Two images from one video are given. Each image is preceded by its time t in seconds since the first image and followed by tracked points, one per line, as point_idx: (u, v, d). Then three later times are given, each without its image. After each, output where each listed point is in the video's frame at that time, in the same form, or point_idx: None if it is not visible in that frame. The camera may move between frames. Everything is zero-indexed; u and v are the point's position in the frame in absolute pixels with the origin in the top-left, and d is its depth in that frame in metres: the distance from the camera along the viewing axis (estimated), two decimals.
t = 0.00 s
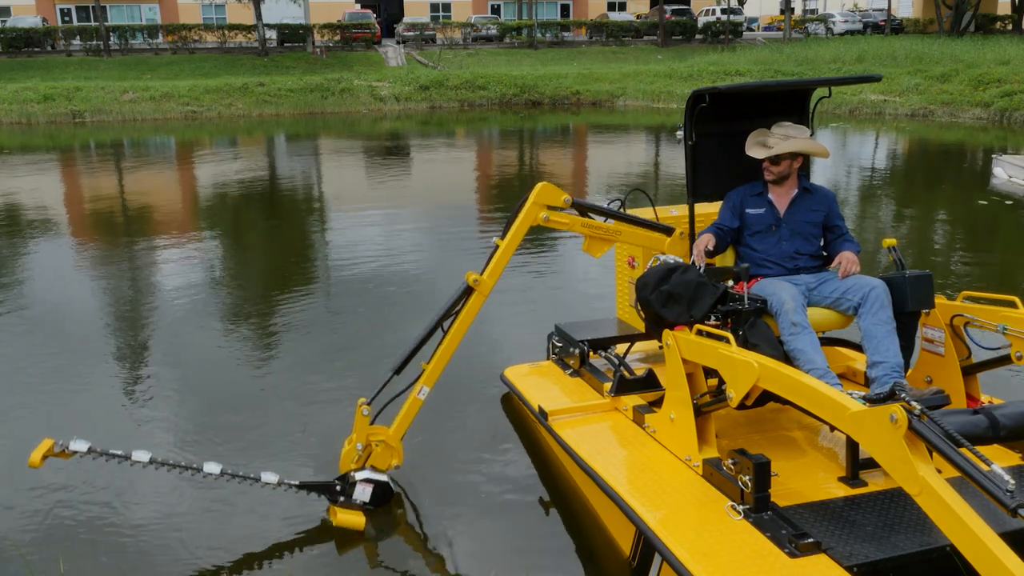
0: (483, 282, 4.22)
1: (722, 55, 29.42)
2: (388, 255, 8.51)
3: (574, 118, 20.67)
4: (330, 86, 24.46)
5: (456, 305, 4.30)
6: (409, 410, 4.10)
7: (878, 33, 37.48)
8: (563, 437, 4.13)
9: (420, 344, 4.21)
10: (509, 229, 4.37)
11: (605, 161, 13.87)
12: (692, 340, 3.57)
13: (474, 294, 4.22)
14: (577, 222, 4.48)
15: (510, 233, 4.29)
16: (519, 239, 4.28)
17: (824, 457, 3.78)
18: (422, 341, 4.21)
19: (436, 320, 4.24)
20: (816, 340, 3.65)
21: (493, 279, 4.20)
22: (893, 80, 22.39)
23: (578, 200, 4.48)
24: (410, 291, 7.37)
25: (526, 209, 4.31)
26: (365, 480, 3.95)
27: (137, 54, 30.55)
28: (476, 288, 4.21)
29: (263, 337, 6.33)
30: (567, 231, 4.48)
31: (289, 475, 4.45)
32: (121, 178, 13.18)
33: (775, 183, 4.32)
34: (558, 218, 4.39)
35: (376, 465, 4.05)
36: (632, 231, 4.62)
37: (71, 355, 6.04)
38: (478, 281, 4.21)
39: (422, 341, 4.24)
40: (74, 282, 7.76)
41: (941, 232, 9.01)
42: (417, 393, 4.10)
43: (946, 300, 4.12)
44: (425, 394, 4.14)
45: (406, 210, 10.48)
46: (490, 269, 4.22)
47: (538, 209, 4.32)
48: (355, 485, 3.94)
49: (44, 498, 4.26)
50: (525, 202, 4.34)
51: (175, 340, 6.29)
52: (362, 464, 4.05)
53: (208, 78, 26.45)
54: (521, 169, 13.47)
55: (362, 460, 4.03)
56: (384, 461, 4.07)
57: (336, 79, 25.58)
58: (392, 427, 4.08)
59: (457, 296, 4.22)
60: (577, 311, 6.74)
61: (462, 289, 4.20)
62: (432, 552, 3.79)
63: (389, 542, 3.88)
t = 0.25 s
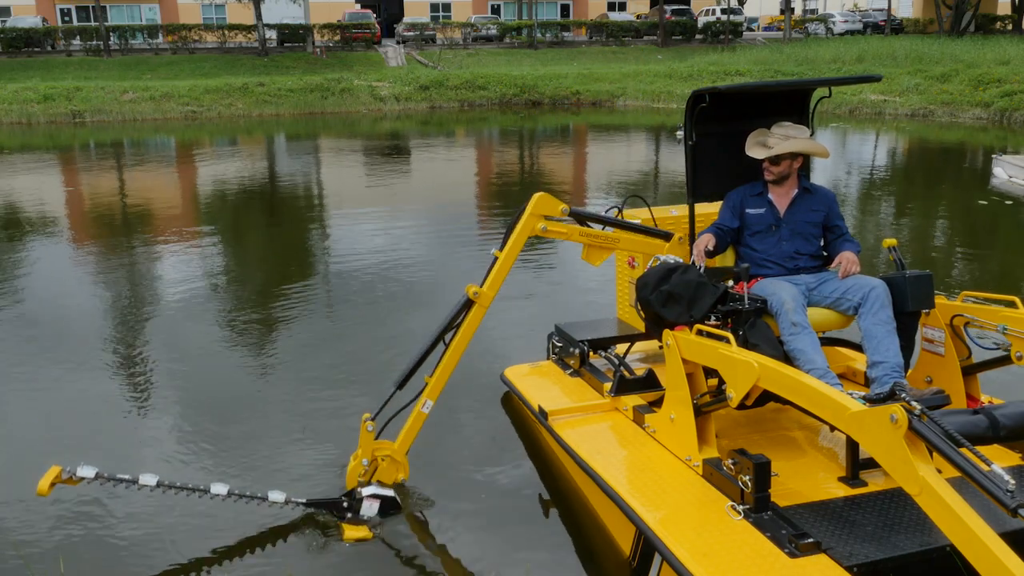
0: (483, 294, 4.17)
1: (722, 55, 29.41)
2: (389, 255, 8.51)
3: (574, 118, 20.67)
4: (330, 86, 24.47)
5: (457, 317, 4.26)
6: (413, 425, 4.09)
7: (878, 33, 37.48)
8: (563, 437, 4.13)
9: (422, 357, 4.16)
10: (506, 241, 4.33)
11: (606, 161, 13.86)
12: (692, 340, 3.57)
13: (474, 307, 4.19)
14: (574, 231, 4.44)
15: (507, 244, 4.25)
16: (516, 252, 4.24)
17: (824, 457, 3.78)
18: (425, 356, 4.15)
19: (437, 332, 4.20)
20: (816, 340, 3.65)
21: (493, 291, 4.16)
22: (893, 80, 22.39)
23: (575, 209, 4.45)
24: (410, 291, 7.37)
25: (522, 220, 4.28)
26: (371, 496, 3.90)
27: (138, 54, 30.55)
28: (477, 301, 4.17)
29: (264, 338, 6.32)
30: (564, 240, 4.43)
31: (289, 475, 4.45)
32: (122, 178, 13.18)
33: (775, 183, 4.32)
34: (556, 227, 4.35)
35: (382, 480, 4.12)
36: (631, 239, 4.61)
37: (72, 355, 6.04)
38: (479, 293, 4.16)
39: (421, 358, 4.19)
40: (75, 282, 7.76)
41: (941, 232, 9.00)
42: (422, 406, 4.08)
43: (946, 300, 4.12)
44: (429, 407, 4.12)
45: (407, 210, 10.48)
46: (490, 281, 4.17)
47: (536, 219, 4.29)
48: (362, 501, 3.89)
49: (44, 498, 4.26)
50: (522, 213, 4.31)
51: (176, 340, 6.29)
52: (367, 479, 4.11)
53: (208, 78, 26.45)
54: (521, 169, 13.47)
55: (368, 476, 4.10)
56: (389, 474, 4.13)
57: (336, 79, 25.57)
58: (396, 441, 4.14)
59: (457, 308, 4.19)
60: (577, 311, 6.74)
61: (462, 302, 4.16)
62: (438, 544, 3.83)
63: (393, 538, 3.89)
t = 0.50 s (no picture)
0: (483, 305, 4.08)
1: (722, 55, 29.42)
2: (389, 255, 8.52)
3: (574, 118, 20.67)
4: (329, 86, 24.47)
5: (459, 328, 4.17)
6: (417, 437, 4.03)
7: (878, 33, 37.48)
8: (563, 437, 4.13)
9: (425, 368, 4.08)
10: (505, 251, 4.22)
11: (605, 161, 13.86)
12: (692, 340, 3.56)
13: (474, 318, 4.10)
14: (574, 240, 4.33)
15: (506, 255, 4.16)
16: (515, 261, 4.15)
17: (824, 457, 3.78)
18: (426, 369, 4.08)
19: (437, 345, 4.10)
20: (816, 340, 3.64)
21: (493, 301, 4.06)
22: (893, 80, 22.39)
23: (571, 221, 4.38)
24: (411, 291, 7.37)
25: (520, 232, 4.19)
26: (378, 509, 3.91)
27: (138, 54, 30.55)
28: (477, 313, 4.08)
29: (264, 338, 6.32)
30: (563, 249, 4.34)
31: (289, 474, 4.45)
32: (121, 178, 13.18)
33: (775, 183, 4.32)
34: (553, 236, 4.27)
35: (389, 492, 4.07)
36: (632, 245, 4.51)
37: (73, 355, 6.04)
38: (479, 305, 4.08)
39: (423, 370, 4.10)
40: (75, 282, 7.76)
41: (941, 232, 9.01)
42: (424, 419, 4.01)
43: (947, 301, 4.12)
44: (433, 418, 4.07)
45: (407, 211, 10.48)
46: (489, 292, 4.08)
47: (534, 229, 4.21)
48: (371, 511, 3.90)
49: (44, 498, 4.26)
50: (520, 224, 4.22)
51: (176, 340, 6.30)
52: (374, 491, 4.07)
53: (208, 78, 26.45)
54: (521, 169, 13.47)
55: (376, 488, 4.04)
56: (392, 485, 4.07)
57: (336, 79, 25.57)
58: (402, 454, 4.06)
59: (457, 320, 4.10)
60: (577, 311, 6.74)
61: (462, 314, 4.07)
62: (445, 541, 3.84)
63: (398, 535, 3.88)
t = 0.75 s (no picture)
0: (484, 316, 4.09)
1: (722, 54, 29.41)
2: (389, 255, 8.52)
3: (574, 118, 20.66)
4: (329, 86, 24.47)
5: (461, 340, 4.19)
6: (421, 449, 4.03)
7: (878, 33, 37.48)
8: (563, 437, 4.12)
9: (428, 380, 4.10)
10: (504, 261, 4.21)
11: (605, 161, 13.86)
12: (692, 340, 3.56)
13: (475, 330, 4.11)
14: (573, 248, 4.25)
15: (505, 265, 4.14)
16: (515, 272, 4.13)
17: (824, 457, 3.78)
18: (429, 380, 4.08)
19: (440, 357, 4.12)
20: (816, 340, 3.64)
21: (494, 312, 4.07)
22: (893, 80, 22.39)
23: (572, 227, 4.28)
24: (411, 291, 7.37)
25: (518, 242, 4.12)
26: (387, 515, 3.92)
27: (137, 54, 30.55)
28: (478, 324, 4.09)
29: (263, 338, 6.32)
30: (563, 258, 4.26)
31: (289, 474, 4.45)
32: (121, 178, 13.18)
33: (775, 183, 4.32)
34: (553, 246, 4.20)
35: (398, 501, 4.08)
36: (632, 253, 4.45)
37: (72, 355, 6.04)
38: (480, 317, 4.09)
39: (427, 380, 4.11)
40: (75, 282, 7.76)
41: (941, 232, 9.01)
42: (429, 432, 4.02)
43: (947, 301, 4.11)
44: (437, 431, 4.08)
45: (407, 211, 10.48)
46: (490, 303, 4.08)
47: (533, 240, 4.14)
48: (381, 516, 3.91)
49: (44, 498, 4.26)
50: (519, 234, 4.15)
51: (176, 340, 6.30)
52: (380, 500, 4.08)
53: (208, 78, 26.45)
54: (521, 169, 13.47)
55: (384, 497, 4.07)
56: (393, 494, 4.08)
57: (336, 79, 25.57)
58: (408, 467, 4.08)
59: (458, 332, 4.12)
60: (576, 311, 6.74)
61: (463, 326, 4.09)
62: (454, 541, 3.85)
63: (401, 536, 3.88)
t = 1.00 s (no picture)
0: (485, 327, 4.09)
1: (722, 55, 29.42)
2: (388, 255, 8.52)
3: (574, 118, 20.67)
4: (329, 86, 24.47)
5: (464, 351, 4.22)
6: (427, 460, 4.09)
7: (878, 33, 37.48)
8: (563, 437, 4.12)
9: (432, 391, 4.12)
10: (505, 271, 4.20)
11: (605, 161, 13.86)
12: (692, 340, 3.56)
13: (477, 341, 4.12)
14: (571, 256, 4.19)
15: (505, 275, 4.14)
16: (515, 281, 4.12)
17: (824, 457, 3.78)
18: (432, 393, 4.11)
19: (443, 368, 4.15)
20: (817, 340, 3.64)
21: (495, 323, 4.08)
22: (893, 80, 22.39)
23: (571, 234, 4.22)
24: (410, 291, 7.38)
25: (517, 252, 4.11)
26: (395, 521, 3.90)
27: (137, 54, 30.54)
28: (479, 335, 4.09)
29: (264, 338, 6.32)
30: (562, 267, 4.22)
31: (289, 474, 4.45)
32: (121, 178, 13.17)
33: (775, 183, 4.32)
34: (552, 255, 4.16)
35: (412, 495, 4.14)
36: (632, 259, 4.37)
37: (72, 354, 6.03)
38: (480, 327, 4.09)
39: (430, 392, 4.13)
40: (74, 282, 7.76)
41: (941, 232, 9.01)
42: (434, 443, 4.08)
43: (947, 301, 4.11)
44: (442, 442, 4.13)
45: (407, 211, 10.48)
46: (490, 314, 4.10)
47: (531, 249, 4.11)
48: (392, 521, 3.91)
49: (44, 497, 4.26)
50: (518, 244, 4.13)
51: (175, 340, 6.29)
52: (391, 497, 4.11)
53: (208, 78, 26.45)
54: (521, 168, 13.47)
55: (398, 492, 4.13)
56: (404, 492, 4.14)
57: (336, 79, 25.58)
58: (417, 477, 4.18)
59: (460, 343, 4.14)
60: (576, 310, 6.74)
61: (464, 335, 4.10)
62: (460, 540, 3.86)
63: (402, 538, 3.87)
